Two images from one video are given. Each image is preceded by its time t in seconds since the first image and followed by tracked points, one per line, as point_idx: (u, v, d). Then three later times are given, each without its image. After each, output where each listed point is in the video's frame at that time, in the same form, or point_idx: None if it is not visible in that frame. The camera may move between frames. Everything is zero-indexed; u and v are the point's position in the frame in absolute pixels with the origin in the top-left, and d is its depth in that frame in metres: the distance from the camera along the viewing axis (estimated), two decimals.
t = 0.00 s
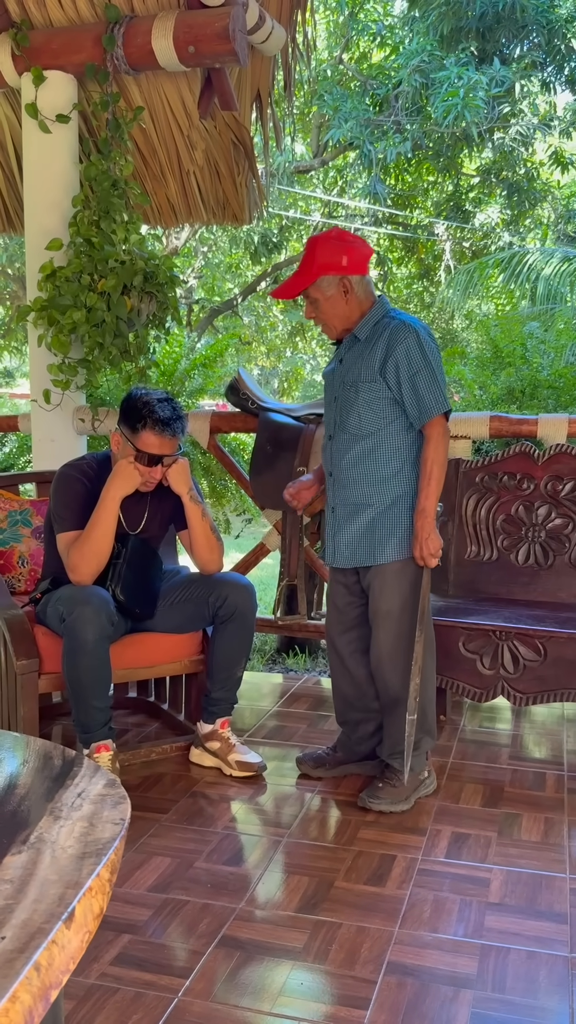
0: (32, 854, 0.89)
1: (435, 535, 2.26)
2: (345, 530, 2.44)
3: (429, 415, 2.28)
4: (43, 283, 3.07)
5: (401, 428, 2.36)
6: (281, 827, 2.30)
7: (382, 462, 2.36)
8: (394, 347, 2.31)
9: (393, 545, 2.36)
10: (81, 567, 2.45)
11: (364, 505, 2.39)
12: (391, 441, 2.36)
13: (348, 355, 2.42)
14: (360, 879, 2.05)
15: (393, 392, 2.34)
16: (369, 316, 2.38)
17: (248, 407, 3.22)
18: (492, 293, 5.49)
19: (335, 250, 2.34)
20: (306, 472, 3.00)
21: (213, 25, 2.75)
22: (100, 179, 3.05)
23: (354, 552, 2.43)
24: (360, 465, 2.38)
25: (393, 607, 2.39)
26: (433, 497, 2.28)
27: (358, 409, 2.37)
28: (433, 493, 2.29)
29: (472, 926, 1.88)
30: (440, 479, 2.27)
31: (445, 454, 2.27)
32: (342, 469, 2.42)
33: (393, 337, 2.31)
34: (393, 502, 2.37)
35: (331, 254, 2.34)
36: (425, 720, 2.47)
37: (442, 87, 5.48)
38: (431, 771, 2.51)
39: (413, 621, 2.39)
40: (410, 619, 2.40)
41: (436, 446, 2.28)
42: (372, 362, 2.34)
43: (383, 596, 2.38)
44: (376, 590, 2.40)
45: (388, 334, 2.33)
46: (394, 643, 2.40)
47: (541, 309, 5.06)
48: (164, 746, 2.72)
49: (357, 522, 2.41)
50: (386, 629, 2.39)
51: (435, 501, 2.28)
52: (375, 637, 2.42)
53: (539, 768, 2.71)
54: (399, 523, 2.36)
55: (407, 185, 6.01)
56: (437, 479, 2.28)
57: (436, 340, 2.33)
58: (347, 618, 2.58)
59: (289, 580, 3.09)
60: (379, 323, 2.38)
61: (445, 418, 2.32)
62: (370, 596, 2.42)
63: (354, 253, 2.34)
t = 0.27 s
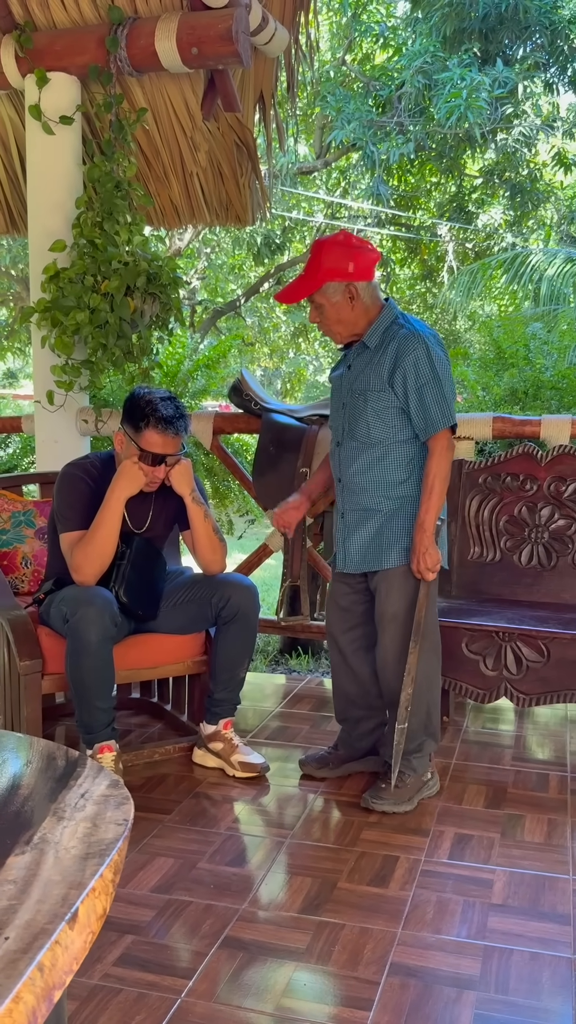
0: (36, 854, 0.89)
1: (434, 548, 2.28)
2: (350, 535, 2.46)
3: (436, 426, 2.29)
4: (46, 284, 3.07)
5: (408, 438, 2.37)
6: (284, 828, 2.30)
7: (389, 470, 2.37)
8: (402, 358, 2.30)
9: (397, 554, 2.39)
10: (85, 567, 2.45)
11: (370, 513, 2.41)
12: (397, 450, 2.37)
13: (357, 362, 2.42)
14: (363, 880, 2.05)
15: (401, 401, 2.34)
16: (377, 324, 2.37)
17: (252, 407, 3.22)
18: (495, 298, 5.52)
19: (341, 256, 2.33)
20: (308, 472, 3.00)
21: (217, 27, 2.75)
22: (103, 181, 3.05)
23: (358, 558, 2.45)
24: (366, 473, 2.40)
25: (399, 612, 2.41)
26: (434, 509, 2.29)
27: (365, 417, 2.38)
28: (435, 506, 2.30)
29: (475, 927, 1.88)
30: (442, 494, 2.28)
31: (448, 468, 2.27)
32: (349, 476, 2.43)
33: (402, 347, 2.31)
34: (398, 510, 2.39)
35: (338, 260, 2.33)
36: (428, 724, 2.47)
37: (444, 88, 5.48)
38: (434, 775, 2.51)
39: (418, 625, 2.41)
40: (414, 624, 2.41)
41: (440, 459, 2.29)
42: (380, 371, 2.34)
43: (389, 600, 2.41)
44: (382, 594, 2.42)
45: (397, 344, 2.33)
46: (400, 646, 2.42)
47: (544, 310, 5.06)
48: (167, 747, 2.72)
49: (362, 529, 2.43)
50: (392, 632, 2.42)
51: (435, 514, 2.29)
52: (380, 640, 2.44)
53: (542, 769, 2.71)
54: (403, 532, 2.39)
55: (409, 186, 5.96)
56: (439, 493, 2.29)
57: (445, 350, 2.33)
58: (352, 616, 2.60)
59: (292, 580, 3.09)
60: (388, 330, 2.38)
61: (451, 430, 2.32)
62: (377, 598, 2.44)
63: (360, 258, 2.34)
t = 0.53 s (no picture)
0: (39, 854, 0.90)
1: (444, 538, 2.27)
2: (354, 535, 2.45)
3: (440, 423, 2.30)
4: (50, 285, 3.07)
5: (411, 435, 2.38)
6: (287, 829, 2.30)
7: (392, 469, 2.38)
8: (405, 356, 2.32)
9: (404, 550, 2.38)
10: (88, 568, 2.45)
11: (375, 511, 2.40)
12: (401, 448, 2.38)
13: (355, 363, 2.42)
14: (366, 881, 2.05)
15: (402, 400, 2.35)
16: (376, 323, 2.38)
17: (255, 408, 3.20)
18: (498, 298, 5.53)
19: (337, 261, 2.33)
20: (311, 473, 3.01)
21: (220, 28, 2.76)
22: (106, 182, 3.06)
23: (363, 557, 2.44)
24: (370, 472, 2.39)
25: (400, 610, 2.41)
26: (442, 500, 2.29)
27: (368, 416, 2.39)
28: (443, 498, 2.30)
29: (478, 928, 1.88)
30: (451, 484, 2.29)
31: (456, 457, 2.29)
32: (352, 476, 2.42)
33: (404, 345, 2.33)
34: (403, 507, 2.39)
35: (334, 265, 2.33)
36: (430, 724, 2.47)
37: (448, 89, 5.48)
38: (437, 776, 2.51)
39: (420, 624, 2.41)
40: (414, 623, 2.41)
41: (447, 452, 2.30)
42: (381, 370, 2.35)
43: (390, 598, 2.41)
44: (383, 592, 2.42)
45: (399, 343, 2.34)
46: (402, 645, 2.42)
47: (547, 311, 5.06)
48: (170, 747, 2.73)
49: (367, 527, 2.42)
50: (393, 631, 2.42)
51: (444, 505, 2.30)
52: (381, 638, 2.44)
53: (545, 770, 2.71)
54: (409, 528, 2.39)
55: (413, 187, 6.03)
56: (447, 484, 2.30)
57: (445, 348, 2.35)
58: (351, 615, 2.61)
59: (296, 581, 3.10)
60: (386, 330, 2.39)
61: (455, 425, 2.34)
62: (377, 597, 2.44)
63: (356, 263, 2.34)
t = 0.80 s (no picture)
0: (42, 854, 0.90)
1: (447, 525, 2.29)
2: (356, 535, 2.44)
3: (436, 417, 2.32)
4: (53, 286, 3.08)
5: (406, 432, 2.40)
6: (291, 830, 2.30)
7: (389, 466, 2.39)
8: (398, 353, 2.34)
9: (405, 546, 2.39)
10: (90, 569, 2.45)
11: (376, 509, 2.40)
12: (398, 444, 2.39)
13: (346, 365, 2.42)
14: (370, 883, 2.05)
15: (396, 397, 2.37)
16: (362, 326, 2.40)
17: (258, 409, 3.20)
18: (502, 298, 5.51)
19: (320, 272, 2.34)
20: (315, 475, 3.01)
21: (224, 28, 2.76)
22: (110, 183, 3.06)
23: (367, 557, 2.43)
24: (369, 471, 2.40)
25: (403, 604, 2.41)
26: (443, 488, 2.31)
27: (364, 416, 2.39)
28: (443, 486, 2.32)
29: (482, 930, 1.87)
30: (450, 470, 2.32)
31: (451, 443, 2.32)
32: (350, 477, 2.42)
33: (395, 343, 2.35)
34: (403, 503, 2.40)
35: (318, 276, 2.34)
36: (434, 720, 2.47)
37: (452, 89, 5.48)
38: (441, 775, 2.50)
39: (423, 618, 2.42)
40: (418, 616, 2.42)
41: (444, 443, 2.33)
42: (374, 368, 2.37)
43: (392, 592, 2.41)
44: (384, 588, 2.42)
45: (390, 341, 2.36)
46: (406, 640, 2.42)
47: (551, 311, 5.05)
48: (173, 748, 2.73)
49: (369, 527, 2.42)
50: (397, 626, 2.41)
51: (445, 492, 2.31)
52: (384, 634, 2.43)
53: (549, 771, 2.70)
54: (410, 523, 2.40)
55: (416, 187, 6.01)
56: (446, 473, 2.32)
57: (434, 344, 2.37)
58: (347, 617, 2.61)
59: (300, 582, 3.11)
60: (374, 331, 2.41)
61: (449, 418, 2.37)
62: (379, 593, 2.44)
63: (339, 272, 2.36)
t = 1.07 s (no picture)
0: (46, 854, 0.90)
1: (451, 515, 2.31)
2: (366, 537, 2.43)
3: (435, 411, 2.35)
4: (57, 288, 3.08)
5: (405, 429, 2.41)
6: (294, 831, 2.30)
7: (391, 465, 2.39)
8: (391, 351, 2.35)
9: (414, 543, 2.40)
10: (94, 569, 2.46)
11: (384, 509, 2.40)
12: (399, 442, 2.40)
13: (340, 369, 2.42)
14: (373, 884, 2.05)
15: (392, 396, 2.38)
16: (351, 330, 2.39)
17: (261, 409, 3.19)
18: (506, 298, 5.50)
19: (306, 283, 2.33)
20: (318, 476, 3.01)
21: (227, 30, 2.76)
22: (114, 185, 3.07)
23: (378, 558, 2.42)
24: (372, 472, 2.40)
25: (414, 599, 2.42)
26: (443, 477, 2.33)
27: (365, 417, 2.39)
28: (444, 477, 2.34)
29: (485, 932, 1.87)
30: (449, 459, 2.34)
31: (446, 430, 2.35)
32: (354, 480, 2.41)
33: (387, 343, 2.36)
34: (408, 499, 2.41)
35: (304, 288, 2.33)
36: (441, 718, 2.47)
37: (455, 90, 5.48)
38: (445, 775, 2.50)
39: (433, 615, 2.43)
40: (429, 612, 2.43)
41: (442, 436, 2.35)
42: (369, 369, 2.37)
43: (403, 588, 2.42)
44: (394, 584, 2.43)
45: (382, 340, 2.38)
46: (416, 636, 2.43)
47: (555, 311, 5.05)
48: (177, 749, 2.73)
49: (377, 527, 2.41)
50: (408, 623, 2.42)
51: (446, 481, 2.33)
52: (395, 631, 2.45)
53: (552, 772, 2.70)
54: (416, 519, 2.41)
55: (420, 188, 6.02)
56: (447, 464, 2.34)
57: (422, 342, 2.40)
58: (349, 617, 2.61)
59: (302, 582, 3.12)
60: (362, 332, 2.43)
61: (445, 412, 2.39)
62: (388, 591, 2.44)
63: (324, 282, 2.35)
